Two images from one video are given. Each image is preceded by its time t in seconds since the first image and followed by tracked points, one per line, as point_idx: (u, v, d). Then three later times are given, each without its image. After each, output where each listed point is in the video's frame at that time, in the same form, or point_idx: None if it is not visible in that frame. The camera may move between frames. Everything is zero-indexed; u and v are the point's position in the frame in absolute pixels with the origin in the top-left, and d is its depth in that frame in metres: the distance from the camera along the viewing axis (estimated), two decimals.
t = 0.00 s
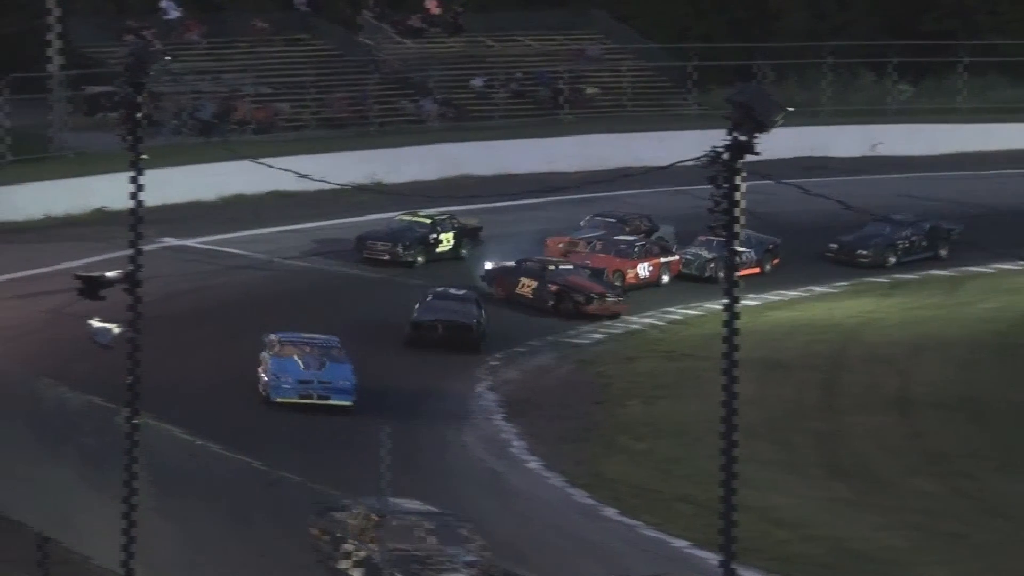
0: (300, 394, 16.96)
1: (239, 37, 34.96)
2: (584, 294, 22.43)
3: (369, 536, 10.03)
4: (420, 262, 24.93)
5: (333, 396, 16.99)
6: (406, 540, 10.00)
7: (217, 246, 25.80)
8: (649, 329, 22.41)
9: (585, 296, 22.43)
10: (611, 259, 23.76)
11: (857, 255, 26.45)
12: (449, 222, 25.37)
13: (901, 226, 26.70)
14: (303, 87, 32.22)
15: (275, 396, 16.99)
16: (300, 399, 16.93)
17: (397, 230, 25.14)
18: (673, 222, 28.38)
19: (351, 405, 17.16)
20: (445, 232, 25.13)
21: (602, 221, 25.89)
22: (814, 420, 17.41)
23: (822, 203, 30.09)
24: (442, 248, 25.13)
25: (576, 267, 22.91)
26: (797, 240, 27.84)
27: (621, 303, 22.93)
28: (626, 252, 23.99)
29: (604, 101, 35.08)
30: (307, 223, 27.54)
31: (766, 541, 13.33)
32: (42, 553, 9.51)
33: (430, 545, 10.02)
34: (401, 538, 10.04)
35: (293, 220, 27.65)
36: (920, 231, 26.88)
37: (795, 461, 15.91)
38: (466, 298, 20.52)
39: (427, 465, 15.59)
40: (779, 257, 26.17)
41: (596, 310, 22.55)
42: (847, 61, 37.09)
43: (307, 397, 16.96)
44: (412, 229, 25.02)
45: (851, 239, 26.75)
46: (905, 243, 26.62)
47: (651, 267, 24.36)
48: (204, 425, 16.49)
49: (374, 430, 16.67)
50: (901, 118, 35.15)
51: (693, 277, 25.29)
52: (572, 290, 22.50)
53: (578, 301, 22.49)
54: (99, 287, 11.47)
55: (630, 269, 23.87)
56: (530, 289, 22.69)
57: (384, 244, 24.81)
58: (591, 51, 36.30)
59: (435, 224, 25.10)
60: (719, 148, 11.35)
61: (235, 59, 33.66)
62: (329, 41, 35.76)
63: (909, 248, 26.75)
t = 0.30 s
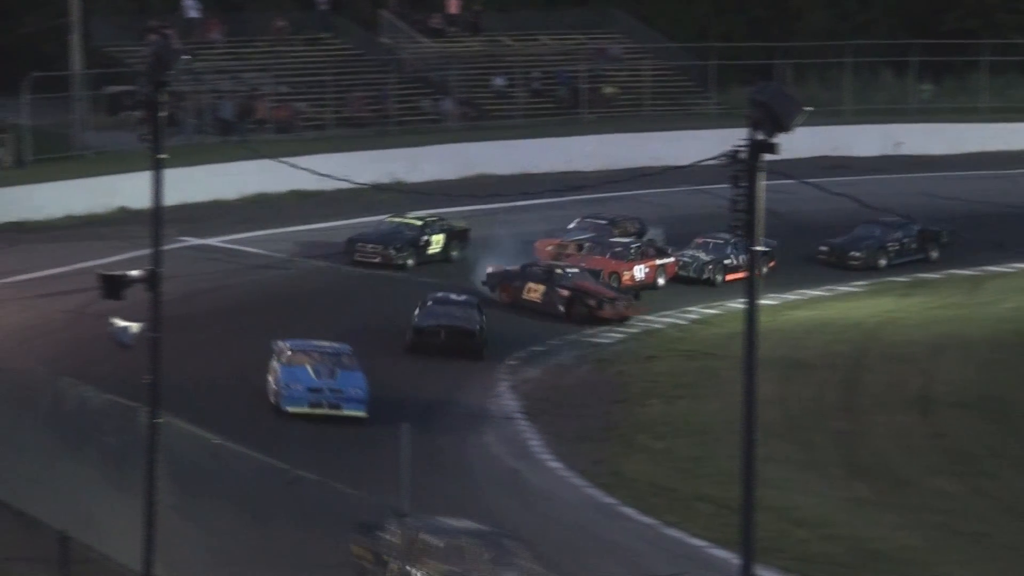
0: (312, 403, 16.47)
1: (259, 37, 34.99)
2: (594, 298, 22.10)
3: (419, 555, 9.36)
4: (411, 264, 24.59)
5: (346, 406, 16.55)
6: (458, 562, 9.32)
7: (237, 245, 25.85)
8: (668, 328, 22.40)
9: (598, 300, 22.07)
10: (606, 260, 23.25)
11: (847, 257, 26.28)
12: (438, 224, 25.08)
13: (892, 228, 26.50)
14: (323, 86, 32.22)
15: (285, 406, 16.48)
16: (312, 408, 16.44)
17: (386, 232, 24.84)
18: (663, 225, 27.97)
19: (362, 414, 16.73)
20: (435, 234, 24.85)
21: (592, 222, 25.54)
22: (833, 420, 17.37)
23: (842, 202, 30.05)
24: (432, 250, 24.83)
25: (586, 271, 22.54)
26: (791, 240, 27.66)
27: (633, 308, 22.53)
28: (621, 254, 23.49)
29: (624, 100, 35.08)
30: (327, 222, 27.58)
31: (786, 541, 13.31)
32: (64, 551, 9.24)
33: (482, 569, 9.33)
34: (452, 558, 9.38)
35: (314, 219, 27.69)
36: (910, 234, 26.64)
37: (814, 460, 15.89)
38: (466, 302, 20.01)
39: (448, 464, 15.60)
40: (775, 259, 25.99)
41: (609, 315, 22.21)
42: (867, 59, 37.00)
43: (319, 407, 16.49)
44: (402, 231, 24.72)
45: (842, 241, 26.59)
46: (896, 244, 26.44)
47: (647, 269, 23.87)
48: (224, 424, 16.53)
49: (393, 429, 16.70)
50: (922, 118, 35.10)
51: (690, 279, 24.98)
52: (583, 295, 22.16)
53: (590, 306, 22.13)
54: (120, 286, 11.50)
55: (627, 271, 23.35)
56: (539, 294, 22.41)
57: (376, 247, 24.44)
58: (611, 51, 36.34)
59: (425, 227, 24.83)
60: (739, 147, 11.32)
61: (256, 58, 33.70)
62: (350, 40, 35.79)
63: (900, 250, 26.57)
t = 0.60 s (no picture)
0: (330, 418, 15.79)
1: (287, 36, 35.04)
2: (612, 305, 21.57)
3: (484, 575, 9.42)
4: (396, 268, 24.03)
5: (364, 420, 15.85)
6: None
7: (265, 244, 25.91)
8: (695, 327, 22.36)
9: (617, 307, 21.51)
10: (600, 264, 22.56)
11: (833, 260, 25.60)
12: (422, 226, 24.50)
13: (878, 230, 26.04)
14: (351, 85, 32.23)
15: (302, 421, 15.81)
16: (329, 424, 15.75)
17: (372, 234, 24.24)
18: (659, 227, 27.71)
19: (383, 430, 16.02)
20: (418, 237, 24.29)
21: (572, 227, 25.02)
22: (862, 419, 17.33)
23: (871, 201, 30.00)
24: (416, 253, 24.30)
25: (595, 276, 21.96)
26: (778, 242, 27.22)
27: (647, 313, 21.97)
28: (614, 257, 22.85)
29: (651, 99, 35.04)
30: (355, 220, 27.62)
31: (816, 539, 13.29)
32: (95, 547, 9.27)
33: None
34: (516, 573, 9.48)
35: (342, 218, 27.72)
36: (896, 236, 26.23)
37: (842, 459, 15.85)
38: (467, 311, 19.45)
39: (476, 462, 15.61)
40: (764, 264, 25.48)
41: (627, 322, 21.61)
42: (895, 59, 36.89)
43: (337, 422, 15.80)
44: (387, 234, 24.13)
45: (824, 244, 25.93)
46: (882, 248, 25.97)
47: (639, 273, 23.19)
48: (252, 422, 16.56)
49: (420, 428, 16.71)
50: (951, 116, 35.00)
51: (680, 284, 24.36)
52: (600, 301, 21.60)
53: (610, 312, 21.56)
54: (149, 284, 11.49)
55: (621, 273, 22.72)
56: (552, 301, 21.84)
57: (362, 250, 23.82)
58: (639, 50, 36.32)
59: (410, 229, 24.24)
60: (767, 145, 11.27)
61: (284, 57, 33.76)
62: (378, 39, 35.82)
63: (886, 254, 26.09)
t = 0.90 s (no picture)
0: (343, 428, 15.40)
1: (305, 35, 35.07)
2: (625, 310, 21.25)
3: None
4: (386, 272, 23.73)
5: (378, 430, 15.49)
6: None
7: (283, 243, 25.95)
8: (712, 326, 22.34)
9: (629, 312, 21.20)
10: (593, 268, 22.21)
11: (824, 263, 25.17)
12: (410, 229, 24.22)
13: (869, 233, 25.54)
14: (369, 84, 32.19)
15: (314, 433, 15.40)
16: (342, 434, 15.36)
17: (362, 236, 23.96)
18: (676, 226, 27.73)
19: (396, 441, 15.65)
20: (407, 240, 23.99)
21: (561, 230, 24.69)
22: (879, 418, 17.30)
23: (889, 200, 29.94)
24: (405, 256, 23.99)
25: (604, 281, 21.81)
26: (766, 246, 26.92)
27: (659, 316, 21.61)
28: (607, 262, 22.45)
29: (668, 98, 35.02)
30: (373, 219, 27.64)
31: (832, 539, 13.28)
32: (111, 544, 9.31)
33: None
34: None
35: (359, 216, 27.75)
36: (886, 239, 25.81)
37: (858, 458, 15.84)
38: (466, 318, 19.10)
39: (492, 462, 15.62)
40: (760, 266, 25.15)
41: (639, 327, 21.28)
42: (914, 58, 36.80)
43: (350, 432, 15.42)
44: (377, 236, 23.83)
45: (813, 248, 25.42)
46: (872, 249, 25.49)
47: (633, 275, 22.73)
48: (270, 422, 16.59)
49: (436, 427, 16.73)
50: (969, 116, 34.92)
51: (674, 287, 23.97)
52: (612, 307, 21.32)
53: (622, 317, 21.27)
54: (166, 283, 11.50)
55: (614, 276, 22.23)
56: (562, 306, 21.61)
57: (350, 253, 23.54)
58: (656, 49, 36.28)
59: (399, 232, 23.96)
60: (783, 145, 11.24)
61: (302, 57, 33.79)
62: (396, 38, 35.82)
63: (876, 256, 25.62)
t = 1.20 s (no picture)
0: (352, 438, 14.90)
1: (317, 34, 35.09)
2: (635, 316, 21.04)
3: None
4: (372, 275, 23.54)
5: (388, 440, 15.07)
6: None
7: (295, 242, 25.99)
8: (724, 326, 22.34)
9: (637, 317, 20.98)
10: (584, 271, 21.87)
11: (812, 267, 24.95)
12: (394, 233, 24.06)
13: (855, 235, 25.36)
14: (381, 83, 32.17)
15: (322, 443, 14.84)
16: (353, 445, 14.86)
17: (346, 240, 23.79)
18: (688, 224, 27.74)
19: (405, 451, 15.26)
20: (392, 243, 23.81)
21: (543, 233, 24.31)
22: (890, 417, 17.30)
23: (902, 200, 29.89)
24: (390, 260, 23.78)
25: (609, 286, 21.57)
26: (763, 247, 26.76)
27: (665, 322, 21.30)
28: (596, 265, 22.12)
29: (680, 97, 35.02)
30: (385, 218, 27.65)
31: (843, 538, 13.28)
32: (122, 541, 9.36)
33: None
34: None
35: (372, 215, 27.77)
36: (872, 241, 25.58)
37: (869, 457, 15.85)
38: (462, 324, 18.76)
39: (504, 461, 15.62)
40: (750, 268, 24.90)
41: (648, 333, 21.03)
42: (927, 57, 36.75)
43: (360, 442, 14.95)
44: (362, 240, 23.67)
45: (799, 250, 25.22)
46: (859, 252, 25.28)
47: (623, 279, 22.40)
48: (282, 421, 16.63)
49: (447, 425, 16.75)
50: (981, 116, 34.87)
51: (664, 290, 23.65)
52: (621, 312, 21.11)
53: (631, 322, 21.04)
54: (179, 282, 11.52)
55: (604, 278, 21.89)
56: (569, 312, 21.36)
57: (335, 256, 23.39)
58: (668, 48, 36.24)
59: (384, 235, 23.79)
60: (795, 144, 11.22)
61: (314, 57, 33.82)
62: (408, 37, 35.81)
63: (863, 258, 25.41)
